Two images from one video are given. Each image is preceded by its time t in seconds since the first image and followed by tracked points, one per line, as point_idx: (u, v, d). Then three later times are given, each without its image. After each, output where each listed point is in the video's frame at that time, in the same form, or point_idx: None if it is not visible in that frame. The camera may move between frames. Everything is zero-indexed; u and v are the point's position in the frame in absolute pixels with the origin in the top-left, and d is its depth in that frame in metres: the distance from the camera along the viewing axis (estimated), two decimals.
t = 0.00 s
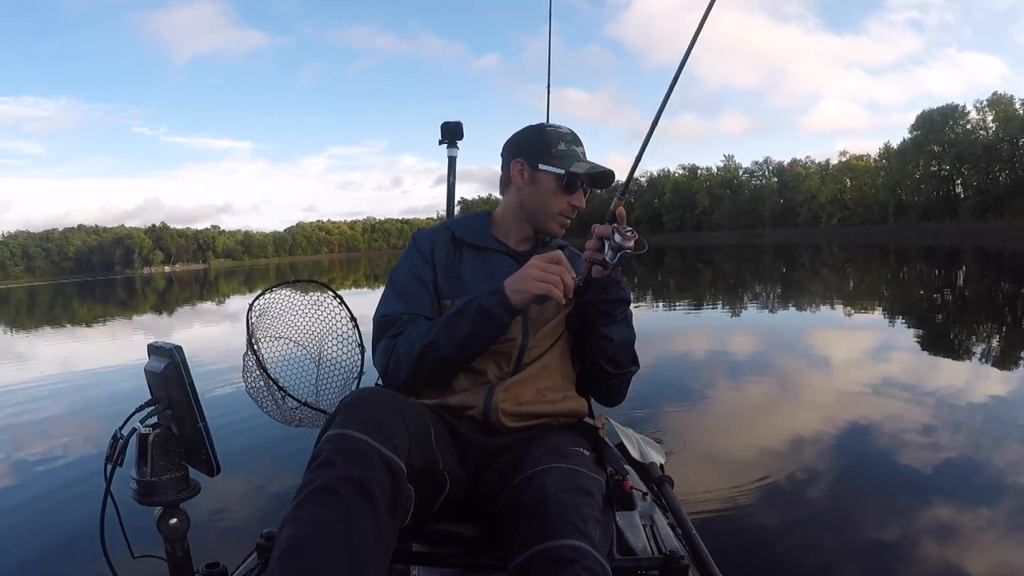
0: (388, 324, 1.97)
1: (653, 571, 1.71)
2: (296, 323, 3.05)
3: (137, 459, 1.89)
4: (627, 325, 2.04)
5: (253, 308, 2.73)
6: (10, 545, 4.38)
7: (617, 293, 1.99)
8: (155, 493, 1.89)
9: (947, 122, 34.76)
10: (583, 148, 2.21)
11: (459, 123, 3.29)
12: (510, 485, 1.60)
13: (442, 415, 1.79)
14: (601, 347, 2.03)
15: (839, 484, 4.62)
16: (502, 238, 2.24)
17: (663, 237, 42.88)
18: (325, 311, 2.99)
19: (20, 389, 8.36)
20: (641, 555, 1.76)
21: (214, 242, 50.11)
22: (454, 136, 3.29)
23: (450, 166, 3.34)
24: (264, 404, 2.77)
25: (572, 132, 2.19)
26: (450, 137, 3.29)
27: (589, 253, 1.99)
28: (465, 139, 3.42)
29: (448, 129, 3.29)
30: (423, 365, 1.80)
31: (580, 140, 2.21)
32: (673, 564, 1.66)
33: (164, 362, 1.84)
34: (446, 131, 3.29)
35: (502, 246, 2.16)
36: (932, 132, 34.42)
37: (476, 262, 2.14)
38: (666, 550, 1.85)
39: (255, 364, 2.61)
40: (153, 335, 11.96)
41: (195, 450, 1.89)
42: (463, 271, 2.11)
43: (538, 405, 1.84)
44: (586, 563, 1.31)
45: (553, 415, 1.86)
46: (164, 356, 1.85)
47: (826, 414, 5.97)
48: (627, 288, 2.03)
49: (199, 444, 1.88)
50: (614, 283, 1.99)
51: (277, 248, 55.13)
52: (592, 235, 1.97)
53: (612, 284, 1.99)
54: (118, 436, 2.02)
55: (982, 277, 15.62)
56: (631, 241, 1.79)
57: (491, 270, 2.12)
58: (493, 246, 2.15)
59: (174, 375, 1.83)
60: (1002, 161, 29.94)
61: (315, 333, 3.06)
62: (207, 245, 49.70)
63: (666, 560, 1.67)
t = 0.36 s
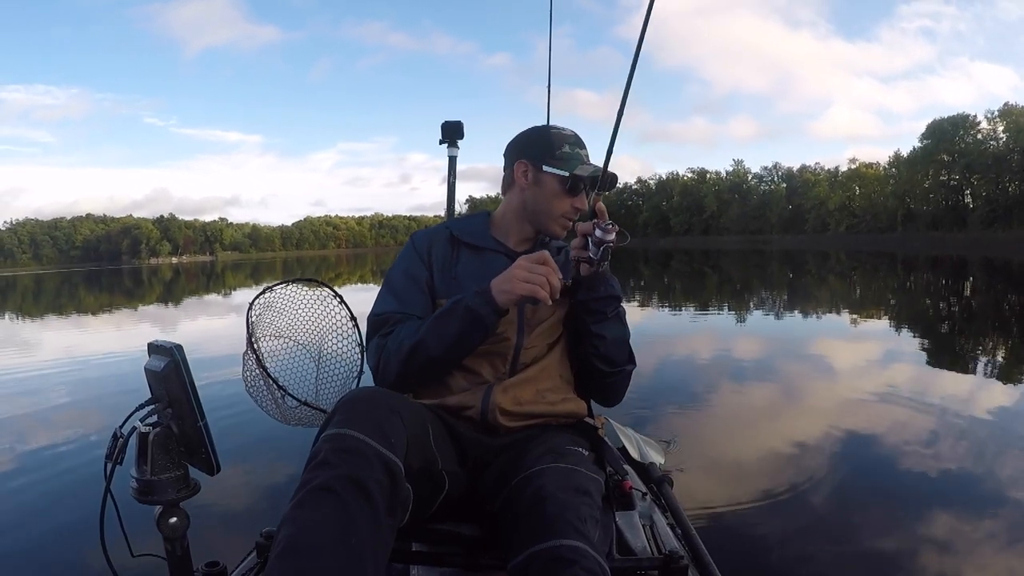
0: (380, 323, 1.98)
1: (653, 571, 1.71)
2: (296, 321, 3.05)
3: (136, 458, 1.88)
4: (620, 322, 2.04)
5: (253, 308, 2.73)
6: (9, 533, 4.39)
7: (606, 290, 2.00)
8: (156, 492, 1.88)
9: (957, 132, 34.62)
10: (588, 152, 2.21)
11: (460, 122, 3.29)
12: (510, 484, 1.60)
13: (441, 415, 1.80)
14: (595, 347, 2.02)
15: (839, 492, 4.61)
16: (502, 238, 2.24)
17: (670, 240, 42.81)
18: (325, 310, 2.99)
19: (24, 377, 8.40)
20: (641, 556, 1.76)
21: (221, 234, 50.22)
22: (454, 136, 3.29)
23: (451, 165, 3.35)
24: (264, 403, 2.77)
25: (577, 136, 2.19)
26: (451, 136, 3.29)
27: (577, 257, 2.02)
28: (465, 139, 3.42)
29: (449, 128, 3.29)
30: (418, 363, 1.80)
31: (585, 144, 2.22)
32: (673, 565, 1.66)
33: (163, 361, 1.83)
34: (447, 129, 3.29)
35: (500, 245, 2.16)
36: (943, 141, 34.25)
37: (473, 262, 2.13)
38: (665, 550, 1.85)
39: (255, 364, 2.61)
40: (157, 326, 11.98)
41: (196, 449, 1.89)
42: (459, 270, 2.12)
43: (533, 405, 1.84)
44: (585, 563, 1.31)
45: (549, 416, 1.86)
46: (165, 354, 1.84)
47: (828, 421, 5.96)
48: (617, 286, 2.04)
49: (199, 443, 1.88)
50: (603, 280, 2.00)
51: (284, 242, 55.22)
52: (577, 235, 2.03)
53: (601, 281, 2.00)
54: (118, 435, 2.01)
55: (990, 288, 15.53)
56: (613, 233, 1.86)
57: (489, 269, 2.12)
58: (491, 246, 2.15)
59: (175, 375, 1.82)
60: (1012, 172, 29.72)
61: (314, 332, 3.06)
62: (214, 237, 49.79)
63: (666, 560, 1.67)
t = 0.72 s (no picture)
0: (374, 321, 1.99)
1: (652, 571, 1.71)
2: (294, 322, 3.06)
3: (135, 460, 1.89)
4: (617, 325, 2.04)
5: (251, 309, 2.74)
6: (15, 535, 4.41)
7: (604, 294, 2.00)
8: (153, 494, 1.89)
9: (964, 129, 34.46)
10: (587, 154, 2.21)
11: (457, 123, 3.30)
12: (508, 485, 1.60)
13: (438, 416, 1.80)
14: (591, 350, 2.02)
15: (844, 492, 4.59)
16: (499, 240, 2.23)
17: (675, 240, 42.75)
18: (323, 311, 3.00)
19: (31, 379, 8.44)
20: (641, 556, 1.76)
21: (228, 236, 50.39)
22: (451, 137, 3.29)
23: (448, 166, 3.35)
24: (262, 405, 2.79)
25: (576, 137, 2.19)
26: (448, 137, 3.29)
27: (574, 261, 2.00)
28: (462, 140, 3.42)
29: (445, 130, 3.29)
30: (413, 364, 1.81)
31: (583, 145, 2.21)
32: (672, 565, 1.66)
33: (160, 364, 1.84)
34: (444, 131, 3.29)
35: (497, 248, 2.16)
36: (949, 138, 34.11)
37: (469, 264, 2.14)
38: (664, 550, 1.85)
39: (252, 365, 2.62)
40: (164, 328, 12.03)
41: (194, 451, 1.90)
42: (455, 271, 2.12)
43: (529, 407, 1.84)
44: (582, 564, 1.31)
45: (545, 418, 1.86)
46: (162, 357, 1.85)
47: (834, 420, 5.94)
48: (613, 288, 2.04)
49: (197, 445, 1.89)
50: (600, 284, 2.00)
51: (290, 243, 55.33)
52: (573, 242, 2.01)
53: (599, 285, 2.00)
54: (116, 437, 2.02)
55: (998, 285, 15.45)
56: (609, 240, 1.87)
57: (486, 271, 2.12)
58: (487, 248, 2.15)
59: (172, 377, 1.83)
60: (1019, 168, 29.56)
61: (312, 334, 3.07)
62: (221, 240, 49.96)
63: (665, 560, 1.66)
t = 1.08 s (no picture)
0: (378, 307, 1.94)
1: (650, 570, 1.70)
2: (291, 321, 3.06)
3: (133, 459, 1.90)
4: (625, 348, 2.08)
5: (249, 307, 2.75)
6: (22, 537, 4.43)
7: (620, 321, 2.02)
8: (151, 493, 1.90)
9: (971, 121, 34.30)
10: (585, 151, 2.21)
11: (455, 122, 3.30)
12: (506, 484, 1.60)
13: (437, 414, 1.80)
14: (595, 366, 2.06)
15: (852, 487, 4.57)
16: (498, 238, 2.24)
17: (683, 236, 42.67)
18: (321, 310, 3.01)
19: (40, 381, 8.49)
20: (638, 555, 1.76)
21: (235, 238, 50.60)
22: (449, 135, 3.29)
23: (446, 165, 3.35)
24: (261, 403, 2.80)
25: (572, 133, 2.20)
26: (446, 136, 3.30)
27: (589, 288, 1.96)
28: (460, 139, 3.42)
29: (443, 128, 3.29)
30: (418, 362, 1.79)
31: (580, 142, 2.21)
32: (670, 564, 1.65)
33: (159, 362, 1.85)
34: (442, 130, 3.30)
35: (498, 246, 2.17)
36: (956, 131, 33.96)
37: (474, 263, 2.14)
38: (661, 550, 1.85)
39: (251, 363, 2.63)
40: (172, 329, 12.08)
41: (192, 451, 1.91)
42: (460, 270, 2.12)
43: (530, 405, 1.85)
44: (582, 563, 1.31)
45: (548, 417, 1.88)
46: (161, 355, 1.86)
47: (842, 416, 5.91)
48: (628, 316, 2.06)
49: (194, 444, 1.89)
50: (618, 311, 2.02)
51: (298, 244, 55.48)
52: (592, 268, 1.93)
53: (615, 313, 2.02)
54: (114, 436, 2.03)
55: (1009, 279, 15.36)
56: (633, 297, 1.87)
57: (487, 269, 2.14)
58: (491, 248, 2.15)
59: (170, 376, 1.83)
60: None
61: (310, 332, 3.07)
62: (228, 241, 50.18)
63: (663, 559, 1.66)
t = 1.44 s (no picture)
0: (388, 317, 1.94)
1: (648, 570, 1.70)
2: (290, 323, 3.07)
3: (132, 459, 1.91)
4: (626, 359, 2.08)
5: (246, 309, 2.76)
6: (31, 542, 4.46)
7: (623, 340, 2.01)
8: (149, 492, 1.91)
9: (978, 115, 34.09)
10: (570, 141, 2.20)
11: (453, 122, 3.30)
12: (505, 484, 1.60)
13: (436, 412, 1.80)
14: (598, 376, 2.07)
15: (861, 484, 4.54)
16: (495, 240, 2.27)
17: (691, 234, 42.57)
18: (319, 310, 3.01)
19: (50, 387, 8.54)
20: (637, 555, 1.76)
21: (243, 242, 50.80)
22: (448, 135, 3.29)
23: (445, 165, 3.35)
24: (260, 405, 2.80)
25: (554, 123, 2.19)
26: (444, 136, 3.30)
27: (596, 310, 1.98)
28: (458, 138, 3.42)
29: (442, 129, 3.29)
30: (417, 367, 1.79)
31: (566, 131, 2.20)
32: (668, 564, 1.65)
33: (157, 362, 1.86)
34: (441, 130, 3.30)
35: (499, 248, 2.16)
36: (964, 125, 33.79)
37: (476, 265, 2.14)
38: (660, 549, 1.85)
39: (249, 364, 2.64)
40: (181, 333, 12.15)
41: (190, 451, 1.91)
42: (463, 273, 2.12)
43: (530, 404, 1.85)
44: (580, 562, 1.31)
45: (546, 416, 1.87)
46: (159, 355, 1.86)
47: (851, 413, 5.88)
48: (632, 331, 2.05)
49: (192, 444, 1.90)
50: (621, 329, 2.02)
51: (306, 247, 55.65)
52: (601, 292, 1.96)
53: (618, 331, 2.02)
54: (113, 436, 2.04)
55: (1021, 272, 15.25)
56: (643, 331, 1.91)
57: (488, 271, 2.13)
58: (490, 249, 2.15)
59: (168, 376, 1.84)
60: None
61: (309, 333, 3.07)
62: (237, 245, 50.39)
63: (661, 559, 1.65)
